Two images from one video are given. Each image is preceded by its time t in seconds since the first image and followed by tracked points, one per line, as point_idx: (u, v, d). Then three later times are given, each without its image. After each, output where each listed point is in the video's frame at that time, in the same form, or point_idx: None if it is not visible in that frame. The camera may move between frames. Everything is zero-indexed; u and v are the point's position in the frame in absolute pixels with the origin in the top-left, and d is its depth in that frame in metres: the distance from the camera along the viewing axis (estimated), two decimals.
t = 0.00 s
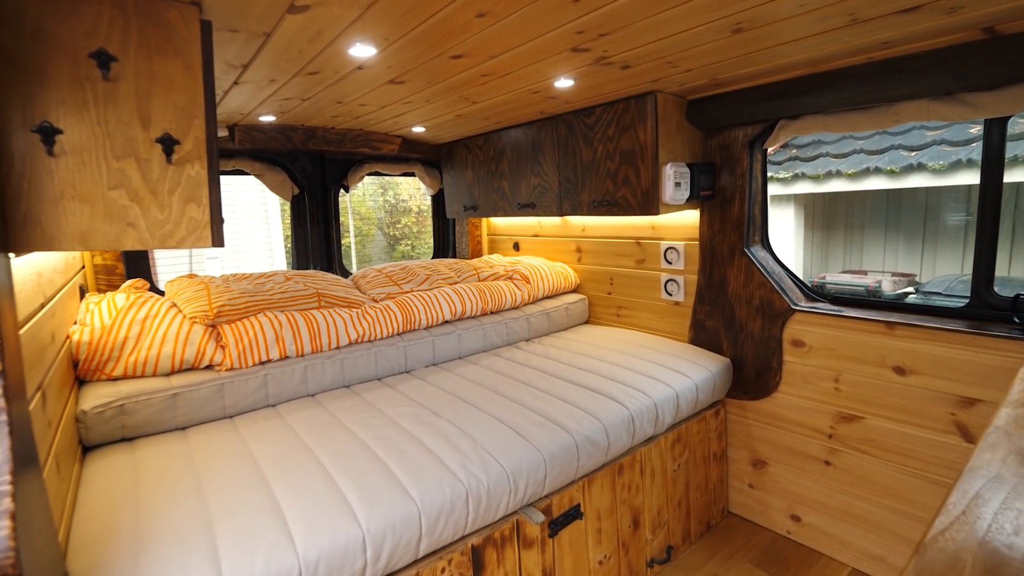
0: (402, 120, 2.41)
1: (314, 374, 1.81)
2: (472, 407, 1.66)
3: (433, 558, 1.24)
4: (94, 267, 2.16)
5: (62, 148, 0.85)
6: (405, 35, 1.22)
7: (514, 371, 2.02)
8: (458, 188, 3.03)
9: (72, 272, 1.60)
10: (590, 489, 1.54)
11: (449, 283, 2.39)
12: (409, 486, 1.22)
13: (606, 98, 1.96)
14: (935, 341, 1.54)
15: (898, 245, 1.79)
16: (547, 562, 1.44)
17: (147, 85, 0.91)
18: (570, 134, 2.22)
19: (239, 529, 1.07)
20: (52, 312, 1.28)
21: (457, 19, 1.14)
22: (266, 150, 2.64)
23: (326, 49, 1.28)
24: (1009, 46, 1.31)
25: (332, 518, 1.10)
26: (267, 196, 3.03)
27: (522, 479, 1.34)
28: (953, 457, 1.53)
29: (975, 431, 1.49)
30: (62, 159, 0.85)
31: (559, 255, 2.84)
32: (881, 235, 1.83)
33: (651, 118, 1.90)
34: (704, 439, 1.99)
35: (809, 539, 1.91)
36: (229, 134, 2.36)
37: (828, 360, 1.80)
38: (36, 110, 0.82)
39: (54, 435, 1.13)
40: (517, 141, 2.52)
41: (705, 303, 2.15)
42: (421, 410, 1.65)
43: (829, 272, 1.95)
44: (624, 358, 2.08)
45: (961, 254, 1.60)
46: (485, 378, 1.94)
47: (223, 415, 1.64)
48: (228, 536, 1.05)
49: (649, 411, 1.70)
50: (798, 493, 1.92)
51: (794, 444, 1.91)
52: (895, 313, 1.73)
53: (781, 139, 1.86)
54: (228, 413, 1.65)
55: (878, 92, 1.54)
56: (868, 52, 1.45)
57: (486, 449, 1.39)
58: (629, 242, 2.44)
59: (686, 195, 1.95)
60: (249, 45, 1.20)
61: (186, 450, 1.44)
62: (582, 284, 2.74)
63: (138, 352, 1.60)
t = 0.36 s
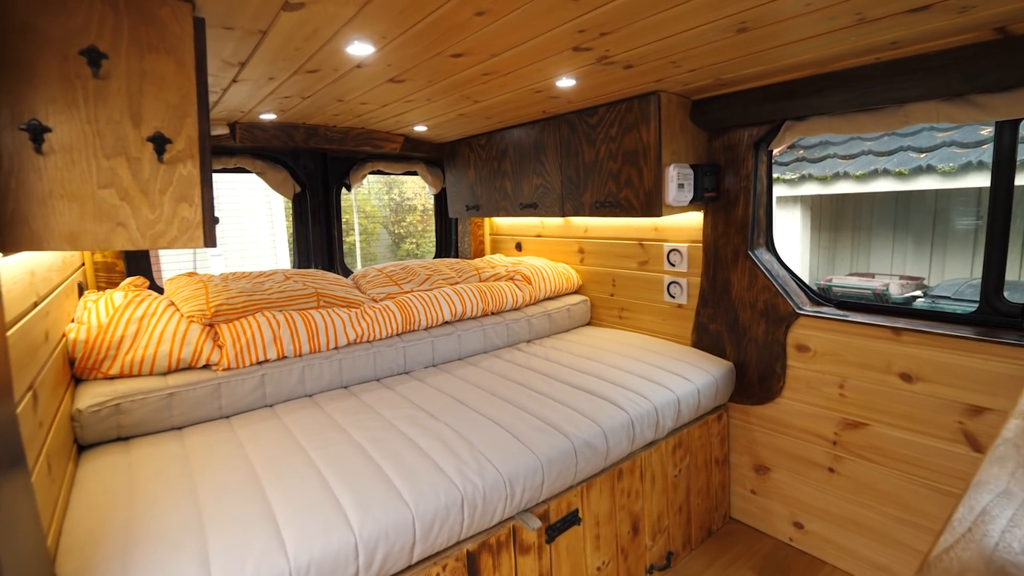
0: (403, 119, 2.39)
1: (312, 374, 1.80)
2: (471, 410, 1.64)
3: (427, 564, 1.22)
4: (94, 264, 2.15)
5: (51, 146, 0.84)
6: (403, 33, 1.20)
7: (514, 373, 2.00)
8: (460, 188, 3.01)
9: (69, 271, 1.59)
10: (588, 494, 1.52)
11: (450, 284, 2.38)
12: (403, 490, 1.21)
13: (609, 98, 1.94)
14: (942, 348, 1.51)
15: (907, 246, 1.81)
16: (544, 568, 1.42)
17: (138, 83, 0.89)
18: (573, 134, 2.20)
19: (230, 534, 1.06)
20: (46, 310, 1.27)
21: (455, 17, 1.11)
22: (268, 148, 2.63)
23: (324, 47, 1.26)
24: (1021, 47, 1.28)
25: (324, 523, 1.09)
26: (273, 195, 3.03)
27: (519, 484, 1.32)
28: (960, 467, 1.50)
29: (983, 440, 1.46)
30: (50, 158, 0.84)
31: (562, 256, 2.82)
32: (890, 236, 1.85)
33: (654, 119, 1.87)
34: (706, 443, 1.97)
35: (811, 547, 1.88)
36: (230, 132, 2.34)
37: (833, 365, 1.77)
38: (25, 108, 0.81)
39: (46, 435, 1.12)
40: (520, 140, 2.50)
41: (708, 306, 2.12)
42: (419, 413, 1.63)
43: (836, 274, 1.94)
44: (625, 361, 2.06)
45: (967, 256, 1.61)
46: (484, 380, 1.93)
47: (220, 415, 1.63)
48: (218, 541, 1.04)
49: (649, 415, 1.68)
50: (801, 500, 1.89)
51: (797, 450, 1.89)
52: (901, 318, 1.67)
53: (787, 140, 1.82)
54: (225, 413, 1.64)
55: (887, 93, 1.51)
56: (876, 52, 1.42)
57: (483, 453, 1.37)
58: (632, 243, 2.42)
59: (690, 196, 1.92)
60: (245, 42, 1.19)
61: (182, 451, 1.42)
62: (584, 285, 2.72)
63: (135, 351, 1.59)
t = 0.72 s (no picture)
0: (404, 118, 2.38)
1: (309, 375, 1.79)
2: (468, 413, 1.63)
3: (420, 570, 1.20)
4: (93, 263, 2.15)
5: (38, 145, 0.82)
6: (400, 31, 1.18)
7: (513, 375, 1.98)
8: (461, 187, 2.99)
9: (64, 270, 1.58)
10: (586, 500, 1.50)
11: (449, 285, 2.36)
12: (397, 495, 1.19)
13: (611, 97, 1.91)
14: (948, 354, 1.48)
15: (914, 248, 1.79)
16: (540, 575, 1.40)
17: (127, 81, 0.88)
18: (574, 134, 2.17)
19: (221, 538, 1.05)
20: (39, 309, 1.26)
21: (452, 15, 1.10)
22: (268, 147, 2.62)
23: (320, 45, 1.25)
24: None
25: (316, 529, 1.08)
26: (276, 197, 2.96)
27: (515, 490, 1.31)
28: (966, 476, 1.47)
29: (990, 449, 1.43)
30: (37, 157, 0.82)
31: (564, 257, 2.80)
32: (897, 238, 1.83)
33: (656, 119, 1.85)
34: (707, 448, 1.94)
35: (813, 555, 1.85)
36: (230, 131, 2.33)
37: (837, 371, 1.74)
38: (10, 106, 0.79)
39: (36, 436, 1.11)
40: (521, 140, 2.48)
41: (710, 309, 2.09)
42: (415, 415, 1.61)
43: (841, 277, 1.89)
44: (625, 364, 2.03)
45: (975, 261, 1.56)
46: (483, 382, 1.91)
47: (216, 416, 1.62)
48: (209, 546, 1.03)
49: (649, 420, 1.65)
50: (803, 506, 1.87)
51: (800, 456, 1.86)
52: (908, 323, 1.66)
53: (791, 141, 1.80)
54: (220, 414, 1.62)
55: (894, 94, 1.48)
56: (883, 52, 1.40)
57: (479, 458, 1.35)
58: (633, 245, 2.39)
59: (692, 198, 1.90)
60: (240, 40, 1.17)
61: (175, 452, 1.41)
62: (586, 287, 2.70)
63: (130, 351, 1.58)
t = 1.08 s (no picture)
0: (404, 118, 2.36)
1: (306, 376, 1.78)
2: (465, 416, 1.61)
3: None
4: (92, 262, 2.15)
5: (23, 144, 0.81)
6: (395, 29, 1.16)
7: (511, 378, 1.96)
8: (462, 187, 2.97)
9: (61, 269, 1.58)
10: (584, 505, 1.48)
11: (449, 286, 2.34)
12: (390, 501, 1.17)
13: (613, 97, 1.89)
14: (955, 359, 1.45)
15: (921, 250, 1.72)
16: None
17: (115, 79, 0.87)
18: (575, 134, 2.15)
19: (210, 543, 1.03)
20: (32, 310, 1.25)
21: (448, 12, 1.08)
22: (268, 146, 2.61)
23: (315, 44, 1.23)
24: None
25: (306, 534, 1.06)
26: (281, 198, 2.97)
27: (510, 495, 1.29)
28: (973, 484, 1.44)
29: (998, 457, 1.40)
30: (22, 155, 0.81)
31: (565, 258, 2.78)
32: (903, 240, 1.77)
33: (657, 119, 1.82)
34: (708, 453, 1.92)
35: (815, 562, 1.82)
36: (229, 130, 2.33)
37: (840, 375, 1.71)
38: None
39: (26, 438, 1.10)
40: (522, 140, 2.45)
41: (711, 312, 2.07)
42: (412, 418, 1.60)
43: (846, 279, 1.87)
44: (625, 366, 2.01)
45: (983, 263, 1.53)
46: (481, 384, 1.89)
47: (212, 417, 1.61)
48: (198, 550, 1.01)
49: (648, 424, 1.63)
50: (806, 513, 1.84)
51: (803, 462, 1.83)
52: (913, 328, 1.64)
53: (795, 142, 1.77)
54: (216, 415, 1.61)
55: (901, 94, 1.45)
56: (890, 50, 1.37)
57: (474, 462, 1.33)
58: (635, 246, 2.37)
59: (694, 199, 1.87)
60: (234, 39, 1.16)
61: (169, 454, 1.40)
62: (587, 288, 2.68)
63: (126, 351, 1.57)
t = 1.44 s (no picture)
0: (405, 118, 2.35)
1: (303, 377, 1.77)
2: (462, 419, 1.59)
3: None
4: (93, 262, 2.15)
5: (8, 143, 0.80)
6: (389, 27, 1.15)
7: (510, 380, 1.94)
8: (463, 187, 2.96)
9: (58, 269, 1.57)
10: (581, 509, 1.46)
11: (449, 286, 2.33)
12: (383, 505, 1.16)
13: (614, 96, 1.87)
14: (962, 364, 1.42)
15: (929, 252, 1.64)
16: None
17: (103, 78, 0.85)
18: (576, 134, 2.13)
19: (200, 547, 1.02)
20: (25, 310, 1.24)
21: (442, 9, 1.06)
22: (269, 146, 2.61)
23: (309, 42, 1.22)
24: None
25: (297, 538, 1.05)
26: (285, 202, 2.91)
27: (505, 500, 1.27)
28: (980, 491, 1.41)
29: (1005, 464, 1.37)
30: (7, 155, 0.80)
31: (567, 258, 2.75)
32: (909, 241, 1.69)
33: (659, 118, 1.80)
34: (709, 456, 1.89)
35: (818, 569, 1.79)
36: (229, 129, 2.32)
37: (844, 379, 1.68)
38: None
39: (18, 439, 1.09)
40: (523, 140, 2.44)
41: (714, 314, 2.04)
42: (409, 420, 1.58)
43: (852, 281, 1.82)
44: (625, 368, 1.99)
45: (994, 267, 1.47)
46: (480, 386, 1.87)
47: (208, 418, 1.60)
48: (187, 553, 1.01)
49: (648, 428, 1.61)
50: (809, 519, 1.81)
51: (806, 467, 1.80)
52: (919, 331, 1.62)
53: (799, 142, 1.74)
54: (212, 416, 1.61)
55: (907, 92, 1.42)
56: (896, 48, 1.34)
57: (469, 466, 1.32)
58: (636, 247, 2.35)
59: (696, 199, 1.85)
60: (226, 37, 1.15)
61: (164, 455, 1.39)
62: (588, 289, 2.65)
63: (122, 351, 1.57)
